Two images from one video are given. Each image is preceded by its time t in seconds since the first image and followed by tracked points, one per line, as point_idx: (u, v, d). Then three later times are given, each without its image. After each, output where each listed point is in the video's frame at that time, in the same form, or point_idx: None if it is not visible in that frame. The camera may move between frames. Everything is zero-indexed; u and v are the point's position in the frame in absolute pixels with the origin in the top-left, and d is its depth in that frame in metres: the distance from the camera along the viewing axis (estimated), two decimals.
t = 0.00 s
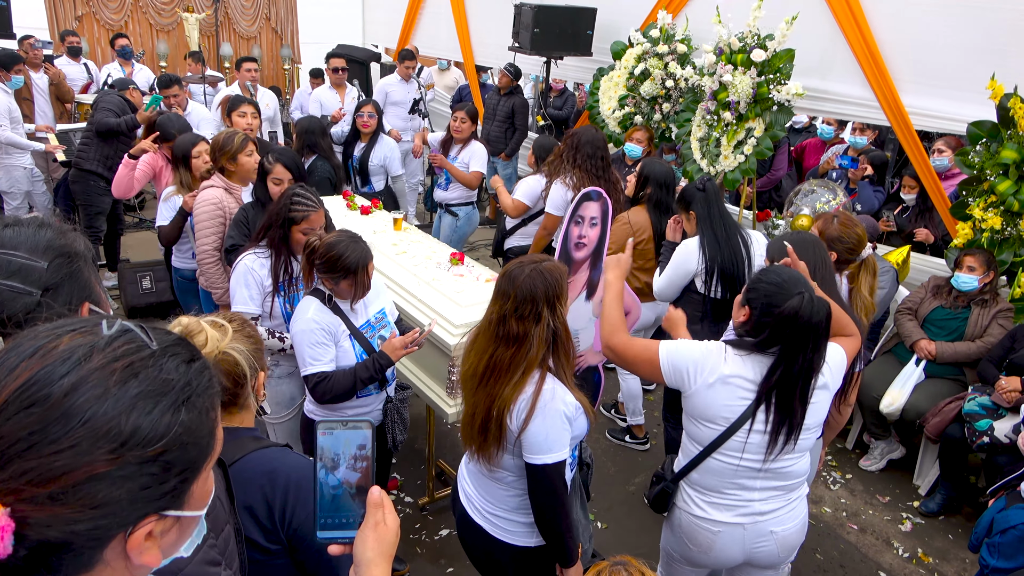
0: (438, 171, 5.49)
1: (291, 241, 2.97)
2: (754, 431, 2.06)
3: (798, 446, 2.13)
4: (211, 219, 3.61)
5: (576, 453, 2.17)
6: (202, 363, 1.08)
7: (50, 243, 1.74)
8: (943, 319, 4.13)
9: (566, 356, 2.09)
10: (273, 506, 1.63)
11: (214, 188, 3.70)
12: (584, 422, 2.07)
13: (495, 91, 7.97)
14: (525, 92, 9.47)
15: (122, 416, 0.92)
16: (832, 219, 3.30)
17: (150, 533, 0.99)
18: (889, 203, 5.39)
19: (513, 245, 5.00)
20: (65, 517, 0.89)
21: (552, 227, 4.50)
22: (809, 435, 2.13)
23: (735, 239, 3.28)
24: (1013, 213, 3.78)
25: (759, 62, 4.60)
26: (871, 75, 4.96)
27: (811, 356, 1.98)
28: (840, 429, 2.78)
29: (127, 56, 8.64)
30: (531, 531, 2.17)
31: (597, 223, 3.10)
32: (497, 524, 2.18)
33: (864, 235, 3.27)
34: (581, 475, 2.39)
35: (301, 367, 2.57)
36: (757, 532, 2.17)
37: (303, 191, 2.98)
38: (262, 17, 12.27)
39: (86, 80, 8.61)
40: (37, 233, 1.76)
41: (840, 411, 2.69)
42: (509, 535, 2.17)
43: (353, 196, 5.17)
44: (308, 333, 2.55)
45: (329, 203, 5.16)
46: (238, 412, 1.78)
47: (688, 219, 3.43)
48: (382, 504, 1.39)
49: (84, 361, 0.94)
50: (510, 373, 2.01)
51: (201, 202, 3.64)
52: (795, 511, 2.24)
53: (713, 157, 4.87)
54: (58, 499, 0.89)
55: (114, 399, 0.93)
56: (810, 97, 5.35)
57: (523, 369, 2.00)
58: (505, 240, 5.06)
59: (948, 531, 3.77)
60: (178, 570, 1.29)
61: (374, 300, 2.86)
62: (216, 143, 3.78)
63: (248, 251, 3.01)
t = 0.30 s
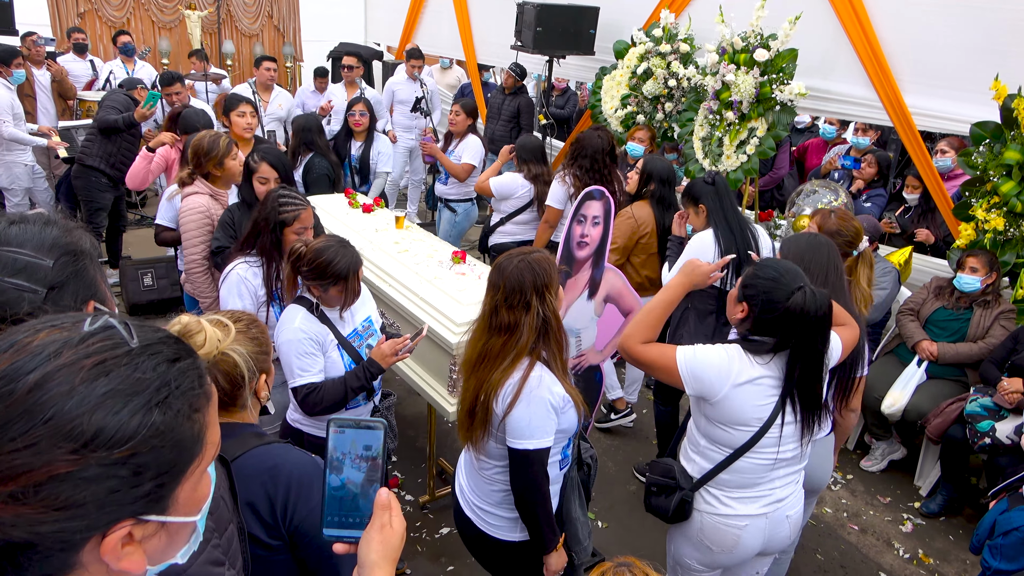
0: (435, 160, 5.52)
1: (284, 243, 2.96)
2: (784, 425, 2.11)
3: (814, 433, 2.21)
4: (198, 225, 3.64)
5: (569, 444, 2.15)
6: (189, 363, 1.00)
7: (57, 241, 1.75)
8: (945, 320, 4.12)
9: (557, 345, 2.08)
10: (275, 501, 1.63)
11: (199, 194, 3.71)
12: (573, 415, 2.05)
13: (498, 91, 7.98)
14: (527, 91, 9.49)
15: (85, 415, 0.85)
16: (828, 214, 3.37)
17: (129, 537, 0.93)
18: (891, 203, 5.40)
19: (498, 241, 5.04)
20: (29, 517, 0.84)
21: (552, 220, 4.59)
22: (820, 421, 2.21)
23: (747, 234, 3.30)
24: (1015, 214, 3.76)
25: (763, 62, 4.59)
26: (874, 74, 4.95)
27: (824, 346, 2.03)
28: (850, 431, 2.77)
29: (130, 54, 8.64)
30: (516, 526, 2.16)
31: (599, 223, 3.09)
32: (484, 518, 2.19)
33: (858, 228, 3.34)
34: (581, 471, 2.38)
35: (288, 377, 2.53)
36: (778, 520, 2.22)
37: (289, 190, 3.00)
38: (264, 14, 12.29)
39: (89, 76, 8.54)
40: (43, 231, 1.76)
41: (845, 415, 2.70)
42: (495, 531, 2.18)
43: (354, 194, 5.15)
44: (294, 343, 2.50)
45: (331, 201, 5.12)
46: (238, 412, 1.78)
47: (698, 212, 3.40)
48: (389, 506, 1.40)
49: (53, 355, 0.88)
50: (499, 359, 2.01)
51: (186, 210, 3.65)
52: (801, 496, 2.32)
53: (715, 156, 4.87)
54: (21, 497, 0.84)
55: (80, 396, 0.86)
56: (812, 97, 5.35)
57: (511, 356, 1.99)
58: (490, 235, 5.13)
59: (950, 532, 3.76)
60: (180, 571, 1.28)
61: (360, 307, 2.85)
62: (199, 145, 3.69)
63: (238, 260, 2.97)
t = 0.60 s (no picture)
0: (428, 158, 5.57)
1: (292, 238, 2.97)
2: (771, 427, 2.08)
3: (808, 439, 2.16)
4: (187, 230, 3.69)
5: (574, 437, 2.15)
6: (177, 364, 0.99)
7: (60, 243, 1.76)
8: (946, 318, 4.12)
9: (554, 336, 2.09)
10: (278, 497, 1.64)
11: (189, 199, 3.74)
12: (577, 404, 2.05)
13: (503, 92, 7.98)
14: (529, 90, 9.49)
15: (66, 419, 0.84)
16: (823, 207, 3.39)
17: (122, 538, 0.93)
18: (892, 202, 5.40)
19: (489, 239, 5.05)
20: (17, 520, 0.84)
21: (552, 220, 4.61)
22: (817, 427, 2.15)
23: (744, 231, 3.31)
24: (1016, 211, 3.71)
25: (763, 60, 4.58)
26: (875, 72, 4.95)
27: (808, 348, 1.99)
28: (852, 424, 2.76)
29: (131, 55, 8.65)
30: (526, 524, 2.17)
31: (599, 221, 3.09)
32: (492, 517, 2.19)
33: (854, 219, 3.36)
34: (582, 467, 2.38)
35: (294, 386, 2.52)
36: (763, 526, 2.18)
37: (283, 190, 3.04)
38: (265, 14, 12.32)
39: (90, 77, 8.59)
40: (47, 233, 1.77)
41: (846, 407, 2.68)
42: (502, 529, 2.18)
43: (355, 193, 5.17)
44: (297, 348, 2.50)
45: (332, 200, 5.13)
46: (244, 410, 1.79)
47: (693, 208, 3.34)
48: (394, 507, 1.41)
49: (38, 359, 0.87)
50: (497, 355, 2.02)
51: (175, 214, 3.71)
52: (795, 504, 2.27)
53: (716, 155, 4.87)
54: (7, 502, 0.83)
55: (61, 400, 0.85)
56: (812, 96, 5.36)
57: (510, 351, 2.01)
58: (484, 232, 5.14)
59: (951, 530, 3.76)
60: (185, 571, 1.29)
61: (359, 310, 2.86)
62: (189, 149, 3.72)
63: (239, 267, 2.95)
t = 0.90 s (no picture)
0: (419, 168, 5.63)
1: (298, 238, 3.00)
2: (757, 410, 2.11)
3: (806, 436, 2.11)
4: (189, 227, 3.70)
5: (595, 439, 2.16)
6: (176, 357, 0.99)
7: (59, 241, 1.77)
8: (949, 318, 4.13)
9: (570, 340, 2.09)
10: (281, 495, 1.65)
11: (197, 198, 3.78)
12: (599, 404, 2.09)
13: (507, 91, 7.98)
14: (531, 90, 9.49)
15: (65, 414, 0.85)
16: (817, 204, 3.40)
17: (126, 531, 0.94)
18: (895, 202, 5.40)
19: (493, 237, 5.10)
20: (19, 515, 0.84)
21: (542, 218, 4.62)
22: (821, 425, 2.10)
23: (726, 226, 3.35)
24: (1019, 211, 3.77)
25: (766, 59, 4.57)
26: (879, 72, 4.94)
27: (818, 339, 1.99)
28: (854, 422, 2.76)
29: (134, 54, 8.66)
30: (554, 531, 2.19)
31: (602, 221, 3.09)
32: (518, 528, 2.19)
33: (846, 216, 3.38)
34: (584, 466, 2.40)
35: (318, 381, 2.52)
36: (765, 517, 2.18)
37: (286, 187, 3.03)
38: (268, 14, 12.35)
39: (92, 76, 8.61)
40: (46, 231, 1.78)
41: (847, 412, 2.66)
42: (531, 538, 2.19)
43: (358, 193, 5.18)
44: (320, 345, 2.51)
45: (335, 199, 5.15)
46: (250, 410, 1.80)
47: (677, 202, 3.41)
48: (401, 508, 1.40)
49: (35, 355, 0.87)
50: (515, 365, 2.00)
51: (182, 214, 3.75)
52: (808, 502, 2.22)
53: (720, 154, 4.88)
54: (8, 497, 0.83)
55: (61, 395, 0.85)
56: (815, 96, 5.36)
57: (531, 359, 1.98)
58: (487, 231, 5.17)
59: (953, 530, 3.77)
60: (187, 566, 1.31)
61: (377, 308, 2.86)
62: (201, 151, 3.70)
63: (258, 267, 2.96)
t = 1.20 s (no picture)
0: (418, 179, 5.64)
1: (313, 233, 3.00)
2: (784, 408, 2.10)
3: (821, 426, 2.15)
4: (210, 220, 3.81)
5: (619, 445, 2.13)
6: (172, 350, 0.99)
7: (59, 240, 1.78)
8: (956, 319, 4.12)
9: (607, 351, 2.06)
10: (285, 493, 1.65)
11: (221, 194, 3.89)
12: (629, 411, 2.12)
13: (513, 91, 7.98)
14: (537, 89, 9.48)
15: (64, 409, 0.85)
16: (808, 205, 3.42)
17: (129, 525, 0.94)
18: (902, 202, 5.38)
19: (505, 233, 5.14)
20: (24, 511, 0.84)
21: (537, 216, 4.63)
22: (835, 416, 2.15)
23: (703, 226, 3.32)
24: None
25: (773, 59, 4.56)
26: (886, 72, 4.93)
27: (835, 337, 2.03)
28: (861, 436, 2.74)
29: (141, 53, 8.69)
30: (594, 544, 2.18)
31: (608, 220, 3.10)
32: (559, 547, 2.15)
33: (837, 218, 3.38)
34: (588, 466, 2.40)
35: (333, 378, 2.54)
36: (781, 509, 2.19)
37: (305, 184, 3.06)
38: (275, 13, 12.37)
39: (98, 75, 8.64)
40: (45, 229, 1.79)
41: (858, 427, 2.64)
42: (572, 556, 2.15)
43: (364, 192, 5.20)
44: (341, 343, 2.53)
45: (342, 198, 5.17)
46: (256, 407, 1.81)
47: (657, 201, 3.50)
48: (405, 513, 1.41)
49: (29, 353, 0.87)
50: (561, 384, 1.94)
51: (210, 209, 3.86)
52: (821, 491, 2.24)
53: (725, 154, 4.84)
54: (9, 494, 0.83)
55: (58, 390, 0.85)
56: (822, 96, 5.34)
57: (578, 376, 1.94)
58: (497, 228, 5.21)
59: (960, 532, 3.75)
60: (191, 561, 1.30)
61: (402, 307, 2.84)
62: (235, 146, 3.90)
63: (272, 260, 2.96)
